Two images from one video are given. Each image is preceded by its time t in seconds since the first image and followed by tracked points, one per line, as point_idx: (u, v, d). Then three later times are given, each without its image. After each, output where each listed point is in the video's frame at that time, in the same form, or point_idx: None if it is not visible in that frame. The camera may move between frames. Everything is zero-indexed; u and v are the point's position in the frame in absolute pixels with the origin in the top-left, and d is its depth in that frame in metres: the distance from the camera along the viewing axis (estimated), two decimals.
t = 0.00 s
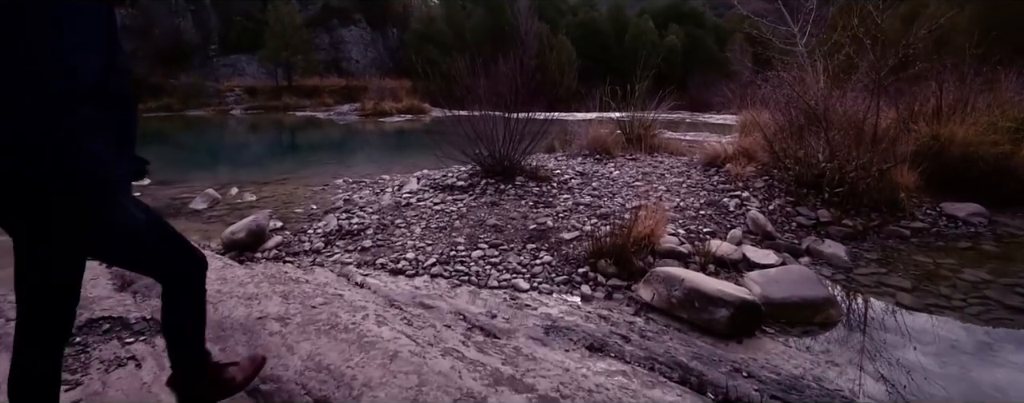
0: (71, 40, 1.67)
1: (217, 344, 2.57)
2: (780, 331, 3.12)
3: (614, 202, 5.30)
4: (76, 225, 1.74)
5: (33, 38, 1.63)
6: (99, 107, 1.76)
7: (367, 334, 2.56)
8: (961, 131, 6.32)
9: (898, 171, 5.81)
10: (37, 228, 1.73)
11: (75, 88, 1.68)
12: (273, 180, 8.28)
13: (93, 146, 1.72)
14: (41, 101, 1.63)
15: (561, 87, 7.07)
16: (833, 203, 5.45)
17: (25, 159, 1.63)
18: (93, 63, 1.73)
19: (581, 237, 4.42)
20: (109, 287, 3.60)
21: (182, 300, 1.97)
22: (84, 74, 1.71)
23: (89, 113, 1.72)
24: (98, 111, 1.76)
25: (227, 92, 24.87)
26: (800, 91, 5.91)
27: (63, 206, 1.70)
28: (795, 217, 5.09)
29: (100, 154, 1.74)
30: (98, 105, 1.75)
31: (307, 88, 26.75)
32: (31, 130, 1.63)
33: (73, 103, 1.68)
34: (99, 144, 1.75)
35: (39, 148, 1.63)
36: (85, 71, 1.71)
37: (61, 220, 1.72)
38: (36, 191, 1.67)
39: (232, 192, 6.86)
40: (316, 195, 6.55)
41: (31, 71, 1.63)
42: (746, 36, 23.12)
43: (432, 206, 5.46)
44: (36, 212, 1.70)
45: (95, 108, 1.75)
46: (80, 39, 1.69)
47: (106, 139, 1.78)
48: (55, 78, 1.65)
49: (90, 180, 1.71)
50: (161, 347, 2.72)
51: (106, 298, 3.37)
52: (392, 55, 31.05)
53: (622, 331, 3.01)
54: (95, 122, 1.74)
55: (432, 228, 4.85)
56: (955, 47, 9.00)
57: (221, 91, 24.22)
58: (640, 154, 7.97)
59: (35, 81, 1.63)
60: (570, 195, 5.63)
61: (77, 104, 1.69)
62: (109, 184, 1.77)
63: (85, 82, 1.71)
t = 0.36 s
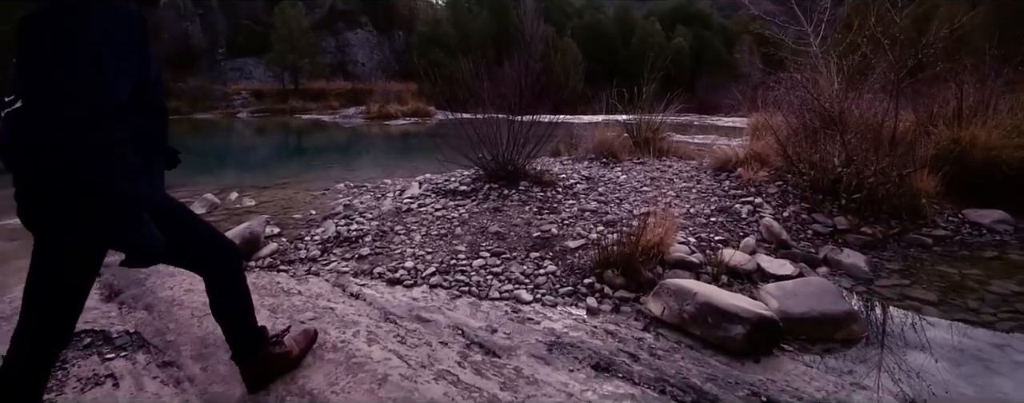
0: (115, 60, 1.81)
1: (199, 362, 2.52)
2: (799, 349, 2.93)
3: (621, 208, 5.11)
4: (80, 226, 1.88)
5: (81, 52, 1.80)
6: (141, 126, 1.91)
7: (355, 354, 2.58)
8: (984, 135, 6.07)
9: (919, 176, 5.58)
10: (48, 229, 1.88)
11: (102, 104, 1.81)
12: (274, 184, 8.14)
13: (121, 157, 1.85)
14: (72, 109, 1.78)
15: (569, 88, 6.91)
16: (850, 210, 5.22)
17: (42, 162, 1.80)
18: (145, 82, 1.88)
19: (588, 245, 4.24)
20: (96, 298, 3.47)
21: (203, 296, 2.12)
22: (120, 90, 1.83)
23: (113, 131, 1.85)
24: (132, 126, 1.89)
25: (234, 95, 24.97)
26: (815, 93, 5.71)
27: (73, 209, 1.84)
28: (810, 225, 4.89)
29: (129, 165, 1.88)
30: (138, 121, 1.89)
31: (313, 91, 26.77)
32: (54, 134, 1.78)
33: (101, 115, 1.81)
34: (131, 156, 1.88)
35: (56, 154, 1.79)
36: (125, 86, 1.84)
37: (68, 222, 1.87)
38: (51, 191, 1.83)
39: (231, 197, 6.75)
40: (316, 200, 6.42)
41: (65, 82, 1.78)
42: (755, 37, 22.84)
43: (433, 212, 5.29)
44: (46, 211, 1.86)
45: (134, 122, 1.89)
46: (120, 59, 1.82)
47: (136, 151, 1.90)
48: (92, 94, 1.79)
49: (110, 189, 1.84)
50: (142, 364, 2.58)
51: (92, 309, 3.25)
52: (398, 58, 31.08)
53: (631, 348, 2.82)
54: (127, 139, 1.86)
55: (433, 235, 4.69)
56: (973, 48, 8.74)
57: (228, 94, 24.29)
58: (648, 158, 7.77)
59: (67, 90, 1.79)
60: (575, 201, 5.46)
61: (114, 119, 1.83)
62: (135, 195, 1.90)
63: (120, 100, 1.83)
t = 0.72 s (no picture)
0: (137, 54, 1.83)
1: (171, 387, 2.35)
2: (820, 374, 2.72)
3: (627, 216, 4.92)
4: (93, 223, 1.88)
5: (104, 49, 1.83)
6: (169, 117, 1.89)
7: (337, 381, 2.46)
8: (1006, 140, 5.82)
9: (939, 183, 5.34)
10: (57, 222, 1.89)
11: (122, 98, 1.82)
12: (271, 189, 7.97)
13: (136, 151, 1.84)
14: (91, 104, 1.81)
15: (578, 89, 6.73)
16: (867, 217, 4.99)
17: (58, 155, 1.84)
18: (162, 73, 1.85)
19: (591, 256, 4.04)
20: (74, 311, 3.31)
21: (213, 295, 2.10)
22: (141, 84, 1.83)
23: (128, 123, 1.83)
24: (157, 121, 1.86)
25: (239, 98, 25.00)
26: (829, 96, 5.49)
27: (85, 203, 1.86)
28: (825, 235, 4.67)
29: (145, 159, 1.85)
30: (162, 115, 1.87)
31: (317, 93, 26.72)
32: (72, 128, 1.82)
33: (118, 109, 1.82)
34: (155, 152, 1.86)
35: (73, 146, 1.82)
36: (145, 81, 1.83)
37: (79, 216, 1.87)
38: (64, 184, 1.85)
39: (227, 203, 6.60)
40: (313, 206, 6.26)
41: (87, 78, 1.83)
42: (762, 40, 22.60)
43: (431, 220, 5.11)
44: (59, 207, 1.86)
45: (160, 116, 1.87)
46: (143, 56, 1.82)
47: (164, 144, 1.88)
48: (112, 88, 1.81)
49: (125, 184, 1.84)
50: (111, 387, 2.41)
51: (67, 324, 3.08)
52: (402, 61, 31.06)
53: (639, 373, 2.63)
54: (147, 136, 1.84)
55: (431, 244, 4.51)
56: (989, 49, 8.48)
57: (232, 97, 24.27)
58: (654, 163, 7.56)
59: (86, 88, 1.82)
60: (579, 208, 5.25)
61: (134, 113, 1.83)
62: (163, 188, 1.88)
63: (142, 94, 1.83)
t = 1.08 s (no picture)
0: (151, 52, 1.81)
1: None
2: (838, 398, 2.55)
3: (631, 225, 4.74)
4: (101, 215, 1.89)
5: (120, 43, 1.82)
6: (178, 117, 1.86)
7: None
8: None
9: (956, 191, 5.14)
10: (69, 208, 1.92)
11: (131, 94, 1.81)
12: (269, 194, 7.83)
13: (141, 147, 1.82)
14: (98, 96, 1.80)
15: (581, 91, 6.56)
16: (881, 226, 4.80)
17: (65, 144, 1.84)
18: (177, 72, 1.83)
19: (593, 268, 3.86)
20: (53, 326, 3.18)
21: (195, 305, 2.01)
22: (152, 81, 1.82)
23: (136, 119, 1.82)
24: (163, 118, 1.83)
25: (241, 101, 24.98)
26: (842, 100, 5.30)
27: (92, 194, 1.87)
28: (837, 245, 4.49)
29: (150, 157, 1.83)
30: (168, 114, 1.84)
31: (319, 96, 26.65)
32: (77, 118, 1.80)
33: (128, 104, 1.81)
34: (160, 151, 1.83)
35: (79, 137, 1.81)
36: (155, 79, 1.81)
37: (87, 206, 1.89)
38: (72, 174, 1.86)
39: (222, 208, 6.47)
40: (308, 212, 6.12)
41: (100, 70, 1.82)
42: (768, 42, 22.39)
43: (429, 228, 4.94)
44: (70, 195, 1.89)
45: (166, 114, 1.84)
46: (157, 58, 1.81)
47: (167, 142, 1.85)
48: (125, 82, 1.81)
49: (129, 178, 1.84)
50: None
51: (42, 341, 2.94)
52: (405, 64, 31.01)
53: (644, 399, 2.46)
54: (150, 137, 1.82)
55: (427, 253, 4.34)
56: (1005, 51, 8.24)
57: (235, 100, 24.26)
58: (659, 169, 7.39)
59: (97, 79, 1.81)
60: (581, 216, 5.08)
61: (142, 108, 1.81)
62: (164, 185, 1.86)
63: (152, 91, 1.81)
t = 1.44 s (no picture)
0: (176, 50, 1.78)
1: None
2: None
3: (635, 234, 4.54)
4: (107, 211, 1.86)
5: (140, 40, 1.78)
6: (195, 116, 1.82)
7: None
8: None
9: (976, 200, 4.91)
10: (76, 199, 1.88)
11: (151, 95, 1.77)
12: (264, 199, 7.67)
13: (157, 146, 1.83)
14: (111, 95, 1.74)
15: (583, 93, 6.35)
16: (898, 237, 4.58)
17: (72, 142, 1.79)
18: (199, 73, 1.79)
19: (595, 282, 3.66)
20: (22, 344, 3.01)
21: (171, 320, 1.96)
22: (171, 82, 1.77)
23: (151, 118, 1.78)
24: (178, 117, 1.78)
25: (244, 104, 24.95)
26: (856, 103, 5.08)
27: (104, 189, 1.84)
28: (853, 257, 4.27)
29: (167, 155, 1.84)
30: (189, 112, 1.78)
31: (322, 98, 26.58)
32: (82, 115, 1.74)
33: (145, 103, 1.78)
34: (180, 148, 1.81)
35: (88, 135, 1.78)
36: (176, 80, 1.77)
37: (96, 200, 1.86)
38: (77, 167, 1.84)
39: (215, 215, 6.31)
40: (302, 219, 5.95)
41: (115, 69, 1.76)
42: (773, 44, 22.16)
43: (424, 237, 4.75)
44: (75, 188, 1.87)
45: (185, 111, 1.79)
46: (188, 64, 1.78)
47: (184, 136, 1.79)
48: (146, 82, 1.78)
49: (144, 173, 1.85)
50: None
51: (8, 362, 2.77)
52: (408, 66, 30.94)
53: None
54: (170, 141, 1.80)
55: (422, 265, 4.15)
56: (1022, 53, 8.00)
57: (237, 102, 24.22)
58: (664, 174, 7.18)
59: (110, 76, 1.75)
60: (583, 225, 4.87)
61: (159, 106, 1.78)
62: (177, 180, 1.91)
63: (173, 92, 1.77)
